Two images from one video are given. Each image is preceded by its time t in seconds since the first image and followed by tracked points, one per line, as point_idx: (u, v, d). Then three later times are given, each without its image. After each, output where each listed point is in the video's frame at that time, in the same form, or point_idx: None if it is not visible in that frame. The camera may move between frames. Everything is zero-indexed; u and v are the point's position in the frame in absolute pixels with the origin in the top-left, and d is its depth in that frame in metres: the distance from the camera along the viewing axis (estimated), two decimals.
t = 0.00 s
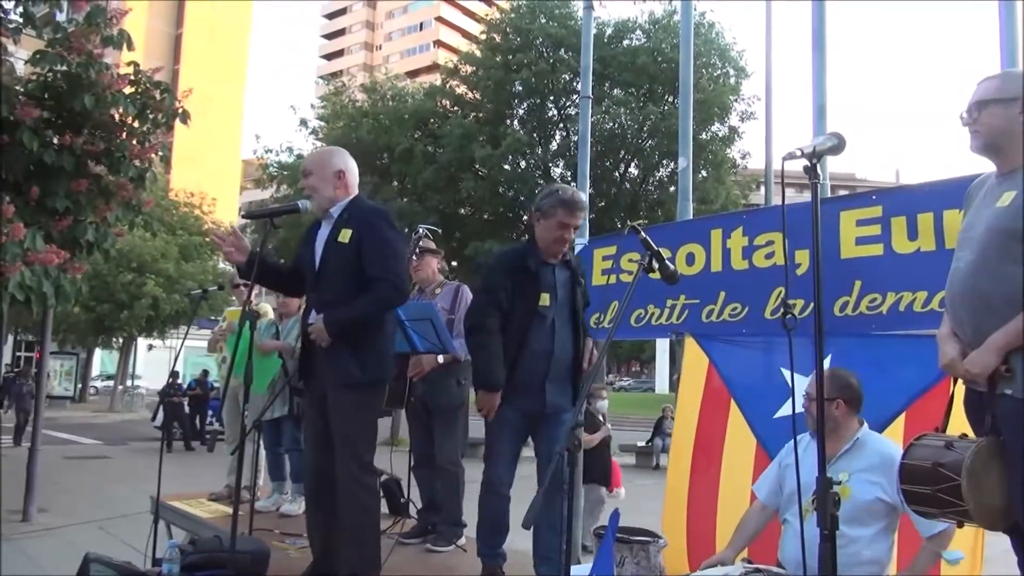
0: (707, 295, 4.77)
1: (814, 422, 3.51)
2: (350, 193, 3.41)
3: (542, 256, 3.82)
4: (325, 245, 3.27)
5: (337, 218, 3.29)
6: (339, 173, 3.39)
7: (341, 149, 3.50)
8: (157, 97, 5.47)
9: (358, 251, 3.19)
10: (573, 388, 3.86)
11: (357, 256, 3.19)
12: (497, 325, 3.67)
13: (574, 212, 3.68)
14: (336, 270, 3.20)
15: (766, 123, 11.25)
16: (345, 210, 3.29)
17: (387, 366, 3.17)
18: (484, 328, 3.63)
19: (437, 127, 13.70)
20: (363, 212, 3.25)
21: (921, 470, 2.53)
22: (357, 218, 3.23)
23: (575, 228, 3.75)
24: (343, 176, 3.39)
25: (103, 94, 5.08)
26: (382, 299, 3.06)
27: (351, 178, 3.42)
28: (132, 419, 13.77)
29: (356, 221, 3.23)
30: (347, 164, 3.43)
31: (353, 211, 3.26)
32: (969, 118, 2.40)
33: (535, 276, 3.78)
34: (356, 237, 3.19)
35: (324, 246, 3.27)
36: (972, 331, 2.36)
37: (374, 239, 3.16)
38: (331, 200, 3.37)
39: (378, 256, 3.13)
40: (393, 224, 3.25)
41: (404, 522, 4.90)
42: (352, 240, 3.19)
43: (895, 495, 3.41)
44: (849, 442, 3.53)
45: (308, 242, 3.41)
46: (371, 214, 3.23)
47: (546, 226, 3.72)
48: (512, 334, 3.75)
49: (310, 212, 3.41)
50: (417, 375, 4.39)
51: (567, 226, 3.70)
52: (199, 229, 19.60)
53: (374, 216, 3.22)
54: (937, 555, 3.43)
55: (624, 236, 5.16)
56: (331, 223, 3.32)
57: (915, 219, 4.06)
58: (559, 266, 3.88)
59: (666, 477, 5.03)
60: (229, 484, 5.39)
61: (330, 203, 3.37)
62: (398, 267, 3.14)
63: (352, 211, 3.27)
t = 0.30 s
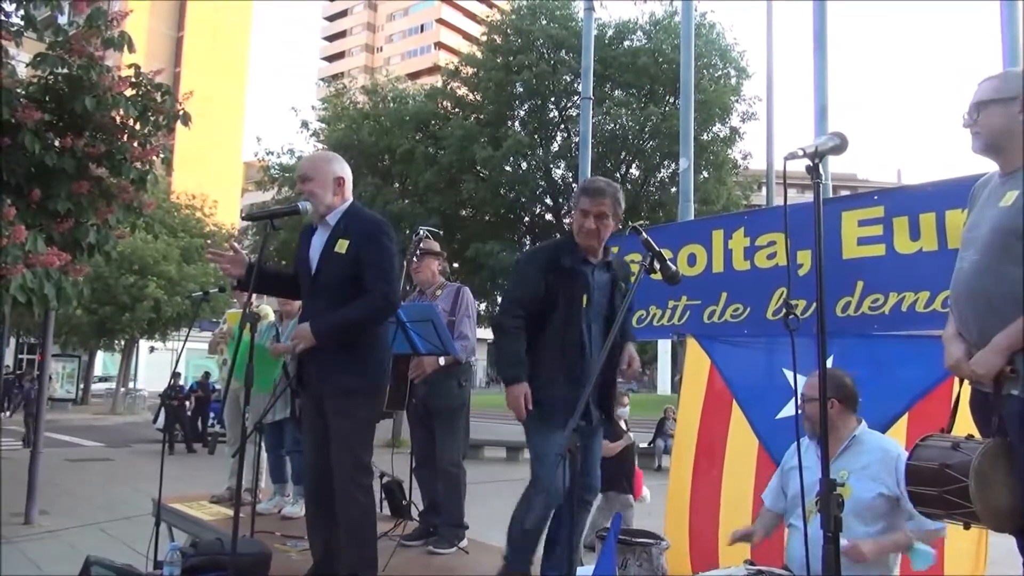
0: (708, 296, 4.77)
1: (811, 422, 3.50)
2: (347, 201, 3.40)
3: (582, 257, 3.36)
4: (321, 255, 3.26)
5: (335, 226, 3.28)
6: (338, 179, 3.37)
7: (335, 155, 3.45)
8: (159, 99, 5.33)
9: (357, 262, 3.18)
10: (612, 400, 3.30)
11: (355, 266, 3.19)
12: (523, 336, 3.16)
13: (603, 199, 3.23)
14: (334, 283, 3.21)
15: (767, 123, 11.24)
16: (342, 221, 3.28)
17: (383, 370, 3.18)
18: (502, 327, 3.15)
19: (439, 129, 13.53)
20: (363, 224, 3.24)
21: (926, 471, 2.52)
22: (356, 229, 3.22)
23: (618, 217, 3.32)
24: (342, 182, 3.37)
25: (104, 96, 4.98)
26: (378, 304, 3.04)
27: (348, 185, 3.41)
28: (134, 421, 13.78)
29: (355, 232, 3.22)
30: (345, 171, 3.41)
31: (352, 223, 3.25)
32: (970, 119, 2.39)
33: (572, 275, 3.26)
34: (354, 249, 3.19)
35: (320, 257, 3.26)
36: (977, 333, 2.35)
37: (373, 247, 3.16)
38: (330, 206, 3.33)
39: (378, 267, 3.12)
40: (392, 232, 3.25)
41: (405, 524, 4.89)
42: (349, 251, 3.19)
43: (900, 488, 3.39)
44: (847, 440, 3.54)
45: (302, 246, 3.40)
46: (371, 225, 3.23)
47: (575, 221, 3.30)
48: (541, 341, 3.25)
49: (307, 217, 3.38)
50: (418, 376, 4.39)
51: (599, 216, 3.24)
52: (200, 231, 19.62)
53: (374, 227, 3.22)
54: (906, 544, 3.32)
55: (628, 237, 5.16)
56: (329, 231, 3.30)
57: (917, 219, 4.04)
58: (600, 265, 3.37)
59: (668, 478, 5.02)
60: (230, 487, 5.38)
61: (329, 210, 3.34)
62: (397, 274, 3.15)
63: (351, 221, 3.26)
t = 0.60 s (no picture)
0: (710, 296, 4.75)
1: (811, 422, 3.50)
2: (353, 199, 3.41)
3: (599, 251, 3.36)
4: (324, 253, 3.25)
5: (338, 225, 3.28)
6: (345, 178, 3.38)
7: (343, 151, 3.46)
8: (159, 100, 5.28)
9: (358, 261, 3.17)
10: (636, 396, 3.18)
11: (356, 265, 3.18)
12: (531, 331, 3.22)
13: (603, 186, 3.25)
14: (335, 282, 3.19)
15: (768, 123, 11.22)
16: (346, 220, 3.27)
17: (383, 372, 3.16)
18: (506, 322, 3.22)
19: (440, 130, 13.48)
20: (366, 225, 3.22)
21: (931, 472, 2.51)
22: (360, 229, 3.21)
23: (626, 205, 3.31)
24: (349, 181, 3.39)
25: (104, 97, 4.97)
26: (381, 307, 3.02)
27: (355, 183, 3.42)
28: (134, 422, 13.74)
29: (358, 232, 3.21)
30: (352, 169, 3.42)
31: (355, 223, 3.24)
32: (970, 119, 2.38)
33: (583, 270, 3.24)
34: (356, 249, 3.18)
35: (322, 257, 3.25)
36: (981, 333, 2.34)
37: (375, 247, 3.15)
38: (336, 204, 3.35)
39: (378, 268, 3.11)
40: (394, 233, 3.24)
41: (406, 525, 4.88)
42: (351, 251, 3.18)
43: (896, 488, 3.38)
44: (847, 439, 3.53)
45: (305, 245, 3.40)
46: (373, 224, 3.22)
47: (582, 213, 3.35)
48: (553, 338, 3.25)
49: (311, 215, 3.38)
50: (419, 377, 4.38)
51: (601, 202, 3.25)
52: (201, 232, 19.60)
53: (376, 227, 3.20)
54: (865, 534, 3.34)
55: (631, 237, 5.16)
56: (333, 230, 3.30)
57: (919, 219, 4.03)
58: (617, 259, 3.35)
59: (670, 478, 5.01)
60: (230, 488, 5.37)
61: (335, 209, 3.35)
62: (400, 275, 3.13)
63: (356, 222, 3.25)
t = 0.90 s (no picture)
0: (713, 295, 4.74)
1: (815, 422, 3.49)
2: (362, 193, 3.38)
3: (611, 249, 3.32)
4: (333, 249, 3.24)
5: (346, 221, 3.26)
6: (353, 173, 3.36)
7: (355, 148, 3.45)
8: (160, 98, 5.25)
9: (364, 257, 3.14)
10: (643, 396, 3.14)
11: (361, 261, 3.14)
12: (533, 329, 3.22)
13: (608, 180, 3.22)
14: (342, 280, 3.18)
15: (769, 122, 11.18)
16: (354, 216, 3.26)
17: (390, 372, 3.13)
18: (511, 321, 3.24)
19: (441, 129, 13.51)
20: (372, 221, 3.21)
21: (935, 472, 2.50)
22: (367, 225, 3.19)
23: (635, 200, 3.24)
24: (357, 176, 3.36)
25: (106, 95, 4.95)
26: (377, 293, 3.01)
27: (364, 178, 3.39)
28: (136, 420, 13.75)
29: (364, 227, 3.19)
30: (361, 165, 3.40)
31: (363, 218, 3.22)
32: (977, 117, 2.37)
33: (587, 270, 3.28)
34: (363, 245, 3.15)
35: (332, 251, 3.23)
36: (986, 332, 2.33)
37: (381, 244, 3.13)
38: (343, 200, 3.33)
39: (383, 264, 3.09)
40: (400, 230, 3.23)
41: (407, 524, 4.87)
42: (358, 246, 3.15)
43: (899, 489, 3.37)
44: (850, 439, 3.51)
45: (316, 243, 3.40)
46: (379, 221, 3.20)
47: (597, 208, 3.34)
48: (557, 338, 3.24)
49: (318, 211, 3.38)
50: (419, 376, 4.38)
51: (605, 197, 3.22)
52: (202, 230, 19.61)
53: (382, 223, 3.19)
54: (869, 537, 3.33)
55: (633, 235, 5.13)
56: (341, 227, 3.29)
57: (922, 217, 4.01)
58: (629, 255, 3.28)
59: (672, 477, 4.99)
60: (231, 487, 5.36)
61: (342, 205, 3.33)
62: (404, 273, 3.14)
63: (362, 218, 3.23)
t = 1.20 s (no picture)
0: (714, 291, 4.74)
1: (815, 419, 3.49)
2: (364, 185, 3.36)
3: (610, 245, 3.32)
4: (338, 241, 3.24)
5: (350, 214, 3.25)
6: (353, 165, 3.34)
7: (357, 139, 3.44)
8: (159, 94, 5.22)
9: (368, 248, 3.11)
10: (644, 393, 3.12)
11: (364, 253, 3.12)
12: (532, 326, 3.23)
13: (609, 173, 3.23)
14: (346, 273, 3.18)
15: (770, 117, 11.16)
16: (358, 208, 3.24)
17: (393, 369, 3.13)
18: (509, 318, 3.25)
19: (441, 125, 13.50)
20: (376, 213, 3.19)
21: (936, 469, 2.50)
22: (372, 217, 3.17)
23: (636, 193, 3.24)
24: (357, 168, 3.34)
25: (104, 90, 4.94)
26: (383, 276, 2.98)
27: (365, 169, 3.37)
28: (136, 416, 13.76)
29: (368, 218, 3.18)
30: (361, 156, 3.38)
31: (367, 210, 3.21)
32: (981, 111, 2.36)
33: (583, 266, 3.27)
34: (367, 236, 3.13)
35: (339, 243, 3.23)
36: (988, 329, 2.32)
37: (385, 236, 3.11)
38: (345, 193, 3.32)
39: (386, 257, 3.06)
40: (405, 222, 3.21)
41: (407, 521, 4.87)
42: (363, 237, 3.13)
43: (902, 483, 3.37)
44: (851, 435, 3.52)
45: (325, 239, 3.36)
46: (381, 215, 3.19)
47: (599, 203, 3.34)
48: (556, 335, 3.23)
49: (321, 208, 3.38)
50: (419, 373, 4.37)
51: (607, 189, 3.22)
52: (203, 226, 19.60)
53: (384, 215, 3.17)
54: (873, 534, 3.31)
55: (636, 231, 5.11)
56: (345, 221, 3.28)
57: (923, 213, 4.00)
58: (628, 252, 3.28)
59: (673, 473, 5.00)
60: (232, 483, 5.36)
61: (344, 198, 3.32)
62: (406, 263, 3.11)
63: (366, 210, 3.21)
